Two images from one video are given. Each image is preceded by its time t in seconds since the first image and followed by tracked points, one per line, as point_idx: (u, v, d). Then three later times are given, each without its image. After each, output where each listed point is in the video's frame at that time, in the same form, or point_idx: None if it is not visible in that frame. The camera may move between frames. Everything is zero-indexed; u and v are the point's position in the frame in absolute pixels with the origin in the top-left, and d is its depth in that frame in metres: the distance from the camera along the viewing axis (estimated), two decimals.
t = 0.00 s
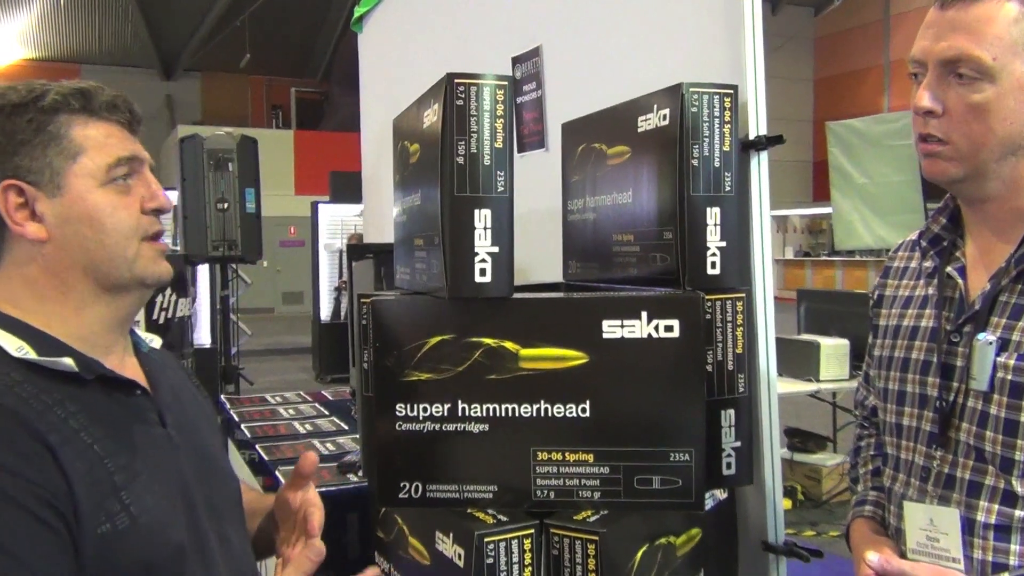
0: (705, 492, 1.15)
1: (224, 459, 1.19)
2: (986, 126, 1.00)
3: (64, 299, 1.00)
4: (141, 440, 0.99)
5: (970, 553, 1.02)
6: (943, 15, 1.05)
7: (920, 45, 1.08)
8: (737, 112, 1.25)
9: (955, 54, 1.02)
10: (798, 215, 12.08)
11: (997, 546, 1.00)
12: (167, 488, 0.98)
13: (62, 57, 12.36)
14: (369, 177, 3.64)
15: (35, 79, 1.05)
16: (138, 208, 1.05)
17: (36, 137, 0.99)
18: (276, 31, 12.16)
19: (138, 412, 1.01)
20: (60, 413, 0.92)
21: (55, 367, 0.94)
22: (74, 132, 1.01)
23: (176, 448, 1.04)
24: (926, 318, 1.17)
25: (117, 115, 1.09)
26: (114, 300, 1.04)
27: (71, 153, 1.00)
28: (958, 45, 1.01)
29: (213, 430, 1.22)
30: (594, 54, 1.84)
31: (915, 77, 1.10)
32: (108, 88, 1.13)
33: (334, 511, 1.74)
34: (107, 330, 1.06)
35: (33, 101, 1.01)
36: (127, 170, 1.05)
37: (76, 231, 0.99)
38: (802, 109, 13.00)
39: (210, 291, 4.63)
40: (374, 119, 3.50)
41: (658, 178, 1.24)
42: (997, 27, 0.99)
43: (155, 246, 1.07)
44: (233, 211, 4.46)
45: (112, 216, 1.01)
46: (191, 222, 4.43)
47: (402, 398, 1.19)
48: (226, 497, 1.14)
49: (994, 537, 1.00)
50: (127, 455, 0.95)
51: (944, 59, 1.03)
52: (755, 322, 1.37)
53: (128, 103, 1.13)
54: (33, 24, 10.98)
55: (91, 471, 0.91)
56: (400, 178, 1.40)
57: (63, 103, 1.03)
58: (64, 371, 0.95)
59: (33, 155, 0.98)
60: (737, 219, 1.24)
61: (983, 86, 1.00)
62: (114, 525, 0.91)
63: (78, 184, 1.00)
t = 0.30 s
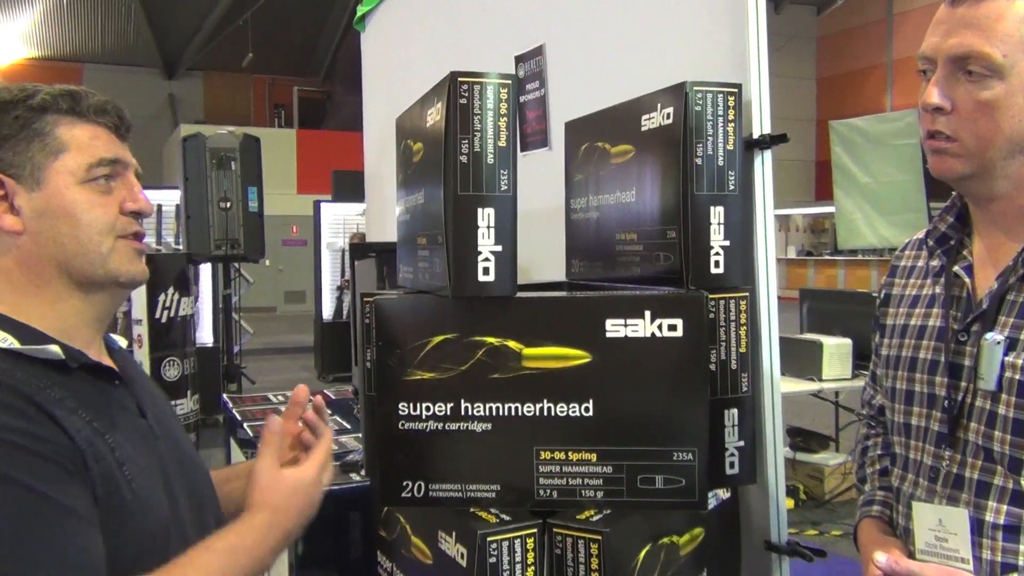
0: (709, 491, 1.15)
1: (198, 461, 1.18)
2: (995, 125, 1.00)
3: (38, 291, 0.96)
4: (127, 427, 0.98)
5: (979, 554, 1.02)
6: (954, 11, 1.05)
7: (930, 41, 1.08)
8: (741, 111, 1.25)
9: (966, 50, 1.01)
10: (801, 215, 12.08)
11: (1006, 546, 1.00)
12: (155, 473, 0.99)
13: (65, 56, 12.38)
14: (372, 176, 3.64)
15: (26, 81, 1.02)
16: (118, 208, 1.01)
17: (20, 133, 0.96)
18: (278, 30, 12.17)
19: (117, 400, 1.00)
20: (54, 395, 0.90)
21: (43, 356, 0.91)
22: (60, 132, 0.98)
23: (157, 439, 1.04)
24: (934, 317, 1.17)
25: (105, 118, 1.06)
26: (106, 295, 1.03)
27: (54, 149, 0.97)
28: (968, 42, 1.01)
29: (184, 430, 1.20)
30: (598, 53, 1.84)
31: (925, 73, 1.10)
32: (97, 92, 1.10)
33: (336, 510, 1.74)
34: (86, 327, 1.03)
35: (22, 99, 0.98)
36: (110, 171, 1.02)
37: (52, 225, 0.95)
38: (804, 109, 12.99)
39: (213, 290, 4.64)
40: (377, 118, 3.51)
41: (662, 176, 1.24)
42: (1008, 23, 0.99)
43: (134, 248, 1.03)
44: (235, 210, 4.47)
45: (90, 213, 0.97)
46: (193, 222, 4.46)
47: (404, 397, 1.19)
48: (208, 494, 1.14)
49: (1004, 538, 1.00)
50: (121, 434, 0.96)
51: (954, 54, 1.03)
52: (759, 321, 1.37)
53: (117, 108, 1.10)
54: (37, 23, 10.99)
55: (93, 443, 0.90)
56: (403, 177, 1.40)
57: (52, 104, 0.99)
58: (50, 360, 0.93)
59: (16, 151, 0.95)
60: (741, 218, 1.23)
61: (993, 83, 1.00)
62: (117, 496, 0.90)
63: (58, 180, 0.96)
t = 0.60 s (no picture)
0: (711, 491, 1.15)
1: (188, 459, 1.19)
2: (1000, 128, 1.00)
3: (31, 290, 0.99)
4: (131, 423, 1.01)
5: (983, 553, 1.02)
6: (957, 14, 1.04)
7: (933, 44, 1.08)
8: (743, 109, 1.24)
9: (969, 55, 1.01)
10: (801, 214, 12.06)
11: (1011, 546, 0.99)
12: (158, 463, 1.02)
13: (66, 53, 12.36)
14: (374, 175, 3.64)
15: None
16: (100, 198, 1.02)
17: None
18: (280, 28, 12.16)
19: (115, 395, 1.02)
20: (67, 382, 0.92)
21: (52, 350, 0.92)
22: (31, 128, 0.99)
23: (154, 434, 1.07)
24: (938, 316, 1.17)
25: (76, 108, 1.06)
26: (103, 291, 1.04)
27: (26, 147, 0.98)
28: (972, 46, 1.01)
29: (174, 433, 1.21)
30: (599, 52, 1.84)
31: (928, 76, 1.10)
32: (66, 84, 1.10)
33: (337, 509, 1.74)
34: (81, 320, 1.04)
35: None
36: (87, 162, 1.02)
37: (35, 223, 0.97)
38: (806, 108, 12.98)
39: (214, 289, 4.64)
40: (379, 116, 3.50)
41: (664, 175, 1.23)
42: (1013, 25, 0.99)
43: (119, 238, 1.04)
44: (236, 208, 4.48)
45: (71, 207, 0.99)
46: (194, 221, 4.34)
47: (406, 396, 1.19)
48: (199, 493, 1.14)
49: (1009, 537, 1.00)
50: (129, 426, 0.99)
51: (958, 60, 1.02)
52: (760, 320, 1.37)
53: (85, 97, 1.09)
54: (38, 22, 11.00)
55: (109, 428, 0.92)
56: (404, 175, 1.40)
57: (20, 101, 1.00)
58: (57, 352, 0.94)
59: None
60: (743, 217, 1.23)
61: (998, 87, 1.00)
62: (135, 484, 0.94)
63: (37, 178, 0.97)
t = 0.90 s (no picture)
0: (714, 489, 1.15)
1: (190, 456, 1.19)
2: (1008, 124, 1.00)
3: (30, 288, 0.98)
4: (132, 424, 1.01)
5: (985, 552, 1.02)
6: (964, 10, 1.04)
7: (941, 40, 1.07)
8: (747, 107, 1.24)
9: (977, 51, 1.01)
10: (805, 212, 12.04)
11: (1013, 546, 0.99)
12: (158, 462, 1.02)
13: (68, 52, 12.36)
14: (377, 173, 3.64)
15: None
16: (94, 195, 1.02)
17: None
18: (282, 26, 12.16)
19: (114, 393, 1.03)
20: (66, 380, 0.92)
21: (49, 346, 0.93)
22: (24, 125, 0.99)
23: (152, 432, 1.07)
24: (943, 314, 1.17)
25: (69, 105, 1.05)
26: (101, 284, 1.05)
27: (20, 144, 0.97)
28: (980, 42, 1.01)
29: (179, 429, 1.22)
30: (601, 50, 1.84)
31: (936, 72, 1.09)
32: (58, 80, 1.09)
33: (340, 507, 1.74)
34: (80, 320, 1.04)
35: None
36: (81, 158, 1.02)
37: (31, 220, 0.97)
38: (809, 106, 12.95)
39: (217, 287, 4.64)
40: (382, 115, 3.50)
41: (668, 173, 1.23)
42: (1020, 22, 0.99)
43: (116, 233, 1.04)
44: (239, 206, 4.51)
45: (67, 203, 0.99)
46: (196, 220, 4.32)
47: (408, 394, 1.19)
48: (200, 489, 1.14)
49: (1011, 537, 0.99)
50: (127, 424, 0.99)
51: (965, 56, 1.02)
52: (764, 317, 1.37)
53: (78, 94, 1.09)
54: (40, 20, 11.02)
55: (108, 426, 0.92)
56: (407, 173, 1.39)
57: (12, 97, 1.00)
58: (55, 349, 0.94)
59: None
60: (747, 215, 1.23)
61: (1006, 84, 0.99)
62: (134, 481, 0.93)
63: (31, 174, 0.97)
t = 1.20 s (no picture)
0: (715, 488, 1.15)
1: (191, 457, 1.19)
2: (1009, 121, 0.99)
3: (29, 291, 0.99)
4: (130, 430, 1.00)
5: (987, 551, 1.02)
6: (965, 7, 1.04)
7: (942, 37, 1.07)
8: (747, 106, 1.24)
9: (979, 48, 1.01)
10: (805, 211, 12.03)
11: (1014, 544, 0.99)
12: (155, 466, 1.01)
13: (68, 51, 12.36)
14: (377, 173, 3.63)
15: None
16: (91, 194, 1.02)
17: None
18: (282, 25, 12.16)
19: (112, 394, 1.02)
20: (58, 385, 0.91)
21: (40, 350, 0.92)
22: (19, 125, 0.98)
23: (153, 434, 1.06)
24: (944, 311, 1.17)
25: (61, 102, 1.05)
26: (99, 286, 1.05)
27: (14, 145, 0.97)
28: (981, 40, 1.01)
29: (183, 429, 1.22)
30: (602, 49, 1.84)
31: (937, 70, 1.09)
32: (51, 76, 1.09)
33: (342, 506, 1.74)
34: (77, 320, 1.05)
35: None
36: (77, 157, 1.02)
37: (25, 223, 0.96)
38: (809, 104, 12.94)
39: (217, 286, 4.64)
40: (382, 115, 3.49)
41: (668, 171, 1.23)
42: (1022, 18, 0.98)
43: (111, 237, 1.04)
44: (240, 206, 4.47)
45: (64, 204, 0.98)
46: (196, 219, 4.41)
47: (410, 393, 1.19)
48: (201, 488, 1.14)
49: (1011, 535, 0.99)
50: (120, 428, 0.97)
51: (966, 53, 1.02)
52: (764, 316, 1.37)
53: (71, 89, 1.09)
54: (40, 20, 11.01)
55: (95, 432, 0.91)
56: (407, 172, 1.39)
57: (4, 97, 0.99)
58: (46, 352, 0.94)
59: None
60: (748, 213, 1.23)
61: (1007, 81, 0.99)
62: (123, 490, 0.92)
63: (26, 175, 0.97)
